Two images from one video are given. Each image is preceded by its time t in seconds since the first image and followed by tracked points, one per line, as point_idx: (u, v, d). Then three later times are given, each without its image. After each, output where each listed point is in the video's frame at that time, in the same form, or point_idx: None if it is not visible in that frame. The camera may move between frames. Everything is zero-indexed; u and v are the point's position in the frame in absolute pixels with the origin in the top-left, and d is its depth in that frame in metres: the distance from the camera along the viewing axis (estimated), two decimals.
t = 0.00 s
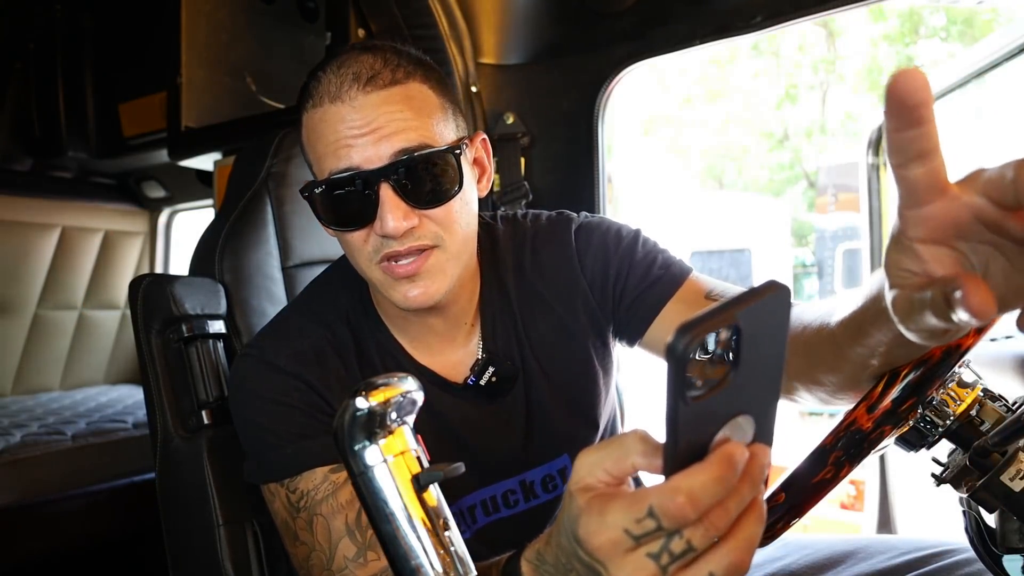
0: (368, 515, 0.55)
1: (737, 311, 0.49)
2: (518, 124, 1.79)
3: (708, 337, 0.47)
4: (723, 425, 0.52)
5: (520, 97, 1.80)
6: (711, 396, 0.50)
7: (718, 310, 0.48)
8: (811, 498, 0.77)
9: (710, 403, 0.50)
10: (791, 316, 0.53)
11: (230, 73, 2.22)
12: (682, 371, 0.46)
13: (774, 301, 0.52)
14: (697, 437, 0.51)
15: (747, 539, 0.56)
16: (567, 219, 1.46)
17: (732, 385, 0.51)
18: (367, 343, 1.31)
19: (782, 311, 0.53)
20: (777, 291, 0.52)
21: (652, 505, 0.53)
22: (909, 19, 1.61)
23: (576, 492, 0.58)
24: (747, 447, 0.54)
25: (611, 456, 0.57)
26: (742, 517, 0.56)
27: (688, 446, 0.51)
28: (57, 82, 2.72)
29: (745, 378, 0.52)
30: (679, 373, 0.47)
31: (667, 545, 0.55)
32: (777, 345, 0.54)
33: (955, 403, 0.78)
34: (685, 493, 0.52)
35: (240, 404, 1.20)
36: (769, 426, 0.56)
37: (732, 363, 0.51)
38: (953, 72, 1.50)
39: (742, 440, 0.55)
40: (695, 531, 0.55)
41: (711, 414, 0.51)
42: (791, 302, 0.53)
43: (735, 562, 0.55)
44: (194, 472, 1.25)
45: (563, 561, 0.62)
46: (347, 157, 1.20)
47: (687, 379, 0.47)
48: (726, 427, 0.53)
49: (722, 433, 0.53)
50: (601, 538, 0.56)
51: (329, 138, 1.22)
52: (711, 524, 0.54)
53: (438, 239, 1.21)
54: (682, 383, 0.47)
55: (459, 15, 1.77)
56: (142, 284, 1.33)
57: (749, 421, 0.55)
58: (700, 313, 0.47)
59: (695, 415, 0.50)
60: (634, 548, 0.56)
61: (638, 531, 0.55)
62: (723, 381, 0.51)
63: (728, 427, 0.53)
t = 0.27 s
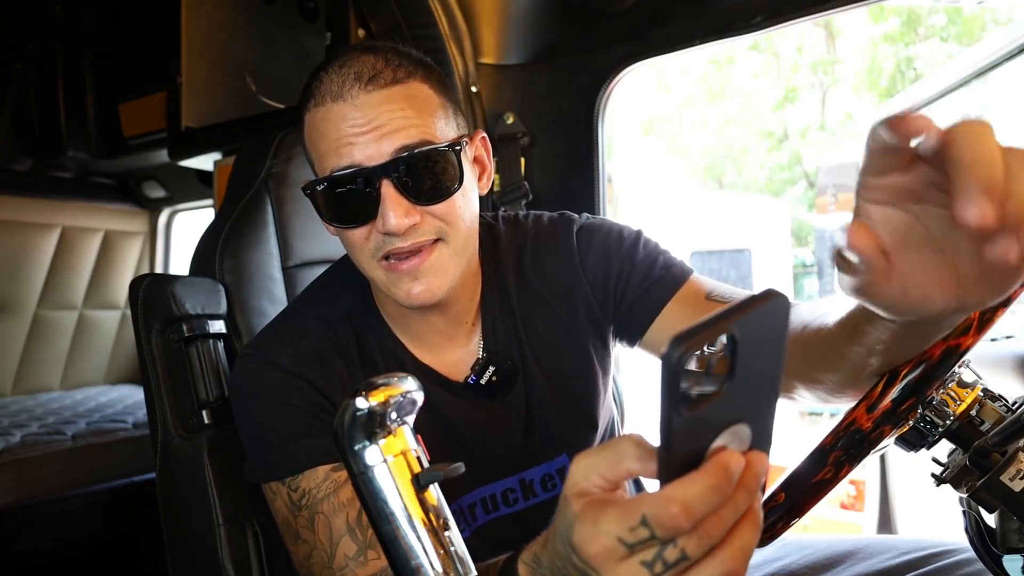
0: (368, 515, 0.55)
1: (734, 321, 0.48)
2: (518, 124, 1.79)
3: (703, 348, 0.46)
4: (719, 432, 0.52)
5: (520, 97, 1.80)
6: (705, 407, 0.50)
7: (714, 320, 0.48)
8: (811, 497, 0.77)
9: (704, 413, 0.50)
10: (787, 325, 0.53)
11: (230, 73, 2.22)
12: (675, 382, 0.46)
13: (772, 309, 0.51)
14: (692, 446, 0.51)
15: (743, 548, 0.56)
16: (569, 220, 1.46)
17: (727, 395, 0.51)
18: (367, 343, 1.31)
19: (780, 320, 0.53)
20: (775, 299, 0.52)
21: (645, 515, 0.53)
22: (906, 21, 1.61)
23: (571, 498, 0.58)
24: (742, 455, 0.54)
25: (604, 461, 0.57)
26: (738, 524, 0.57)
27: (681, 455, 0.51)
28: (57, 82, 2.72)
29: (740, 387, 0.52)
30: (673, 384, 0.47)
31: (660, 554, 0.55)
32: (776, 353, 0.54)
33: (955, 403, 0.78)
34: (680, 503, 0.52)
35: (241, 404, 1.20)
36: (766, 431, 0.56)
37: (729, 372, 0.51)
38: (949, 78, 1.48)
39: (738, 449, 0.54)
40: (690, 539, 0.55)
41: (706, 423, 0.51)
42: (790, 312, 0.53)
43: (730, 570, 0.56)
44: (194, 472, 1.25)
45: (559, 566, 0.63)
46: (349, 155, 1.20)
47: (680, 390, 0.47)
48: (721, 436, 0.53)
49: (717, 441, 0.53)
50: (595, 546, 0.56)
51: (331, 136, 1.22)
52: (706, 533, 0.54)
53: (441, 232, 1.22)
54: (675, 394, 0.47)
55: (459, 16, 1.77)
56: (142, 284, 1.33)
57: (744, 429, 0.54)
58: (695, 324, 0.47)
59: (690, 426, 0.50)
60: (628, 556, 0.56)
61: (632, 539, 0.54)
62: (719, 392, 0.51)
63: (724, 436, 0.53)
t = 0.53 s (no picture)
0: (368, 515, 0.55)
1: (745, 319, 0.48)
2: (518, 124, 1.79)
3: (712, 345, 0.46)
4: (724, 432, 0.52)
5: (520, 97, 1.80)
6: (712, 405, 0.50)
7: (722, 317, 0.48)
8: (811, 497, 0.77)
9: (712, 411, 0.50)
10: (794, 324, 0.52)
11: (230, 73, 2.22)
12: (683, 379, 0.46)
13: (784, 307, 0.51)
14: (697, 446, 0.51)
15: (747, 545, 0.56)
16: (570, 220, 1.46)
17: (735, 394, 0.51)
18: (368, 342, 1.31)
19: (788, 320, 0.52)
20: (785, 298, 0.51)
21: (652, 510, 0.53)
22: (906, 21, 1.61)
23: (576, 495, 0.58)
24: (748, 455, 0.54)
25: (609, 458, 0.57)
26: (743, 523, 0.57)
27: (688, 452, 0.51)
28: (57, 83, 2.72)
29: (748, 386, 0.52)
30: (680, 380, 0.47)
31: (666, 551, 0.55)
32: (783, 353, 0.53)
33: (955, 403, 0.77)
34: (686, 499, 0.52)
35: (242, 404, 1.20)
36: (770, 432, 0.56)
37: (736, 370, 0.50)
38: (952, 74, 1.48)
39: (742, 448, 0.54)
40: (695, 536, 0.55)
41: (713, 422, 0.51)
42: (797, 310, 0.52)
43: (735, 567, 0.56)
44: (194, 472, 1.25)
45: (562, 564, 0.63)
46: (355, 154, 1.20)
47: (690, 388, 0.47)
48: (726, 435, 0.52)
49: (723, 440, 0.52)
50: (601, 542, 0.56)
51: (336, 136, 1.22)
52: (711, 530, 0.55)
53: (446, 231, 1.22)
54: (683, 391, 0.47)
55: (459, 15, 1.77)
56: (142, 284, 1.33)
57: (749, 429, 0.54)
58: (704, 321, 0.47)
59: (696, 423, 0.49)
60: (633, 553, 0.56)
61: (638, 536, 0.55)
62: (726, 391, 0.50)
63: (729, 435, 0.53)
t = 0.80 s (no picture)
0: (368, 515, 0.55)
1: (744, 323, 0.48)
2: (518, 124, 1.79)
3: (712, 350, 0.46)
4: (727, 434, 0.52)
5: (520, 97, 1.80)
6: (717, 408, 0.50)
7: (722, 321, 0.47)
8: (812, 497, 0.77)
9: (715, 414, 0.50)
10: (798, 326, 0.52)
11: (230, 73, 2.22)
12: (684, 381, 0.46)
13: (783, 311, 0.51)
14: (700, 449, 0.51)
15: (748, 550, 0.56)
16: (567, 218, 1.46)
17: (738, 396, 0.51)
18: (368, 343, 1.31)
19: (790, 322, 0.52)
20: (786, 302, 0.51)
21: (652, 515, 0.53)
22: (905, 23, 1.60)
23: (577, 497, 0.58)
24: (750, 458, 0.54)
25: (610, 460, 0.57)
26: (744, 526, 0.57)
27: (690, 458, 0.51)
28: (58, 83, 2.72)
29: (749, 389, 0.52)
30: (682, 384, 0.47)
31: (667, 554, 0.55)
32: (784, 354, 0.53)
33: (955, 403, 0.77)
34: (686, 504, 0.52)
35: (242, 404, 1.20)
36: (772, 433, 0.56)
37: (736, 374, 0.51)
38: (951, 73, 1.48)
39: (745, 451, 0.55)
40: (696, 540, 0.55)
41: (716, 425, 0.51)
42: (798, 312, 0.52)
43: (736, 571, 0.56)
44: (194, 472, 1.25)
45: (562, 565, 0.63)
46: (359, 155, 1.20)
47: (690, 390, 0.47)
48: (730, 438, 0.53)
49: (725, 443, 0.53)
50: (602, 545, 0.56)
51: (339, 136, 1.22)
52: (712, 534, 0.55)
53: (449, 233, 1.22)
54: (686, 394, 0.47)
55: (460, 15, 1.77)
56: (142, 284, 1.33)
57: (752, 431, 0.54)
58: (703, 325, 0.47)
59: (699, 427, 0.50)
60: (634, 556, 0.56)
61: (638, 540, 0.54)
62: (728, 394, 0.51)
63: (733, 438, 0.53)
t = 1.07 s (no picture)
0: (368, 515, 0.55)
1: (740, 316, 0.48)
2: (518, 124, 1.79)
3: (711, 343, 0.46)
4: (725, 430, 0.52)
5: (520, 97, 1.80)
6: (714, 402, 0.50)
7: (720, 315, 0.48)
8: (812, 497, 0.77)
9: (715, 408, 0.50)
10: (794, 322, 0.52)
11: (230, 73, 2.22)
12: (683, 375, 0.46)
13: (782, 305, 0.51)
14: (699, 444, 0.51)
15: (749, 543, 0.56)
16: (570, 220, 1.46)
17: (737, 390, 0.51)
18: (368, 342, 1.31)
19: (786, 317, 0.52)
20: (781, 297, 0.51)
21: (652, 509, 0.53)
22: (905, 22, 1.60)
23: (578, 494, 0.58)
24: (749, 454, 0.54)
25: (609, 456, 0.57)
26: (745, 521, 0.57)
27: (690, 453, 0.51)
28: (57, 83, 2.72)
29: (747, 385, 0.52)
30: (680, 378, 0.47)
31: (667, 548, 0.55)
32: (783, 351, 0.53)
33: (955, 403, 0.77)
34: (687, 498, 0.52)
35: (242, 404, 1.20)
36: (772, 430, 0.56)
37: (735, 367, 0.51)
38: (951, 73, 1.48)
39: (744, 447, 0.54)
40: (697, 535, 0.55)
41: (714, 420, 0.51)
42: (796, 308, 0.52)
43: (737, 565, 0.56)
44: (195, 472, 1.25)
45: (563, 562, 0.63)
46: (360, 151, 1.20)
47: (689, 384, 0.47)
48: (727, 434, 0.53)
49: (724, 439, 0.53)
50: (602, 540, 0.56)
51: (340, 133, 1.22)
52: (713, 528, 0.55)
53: (446, 240, 1.21)
54: (684, 389, 0.47)
55: (460, 16, 1.77)
56: (142, 284, 1.33)
57: (750, 427, 0.54)
58: (702, 319, 0.47)
59: (698, 421, 0.50)
60: (635, 551, 0.56)
61: (639, 534, 0.55)
62: (727, 387, 0.51)
63: (730, 434, 0.53)
